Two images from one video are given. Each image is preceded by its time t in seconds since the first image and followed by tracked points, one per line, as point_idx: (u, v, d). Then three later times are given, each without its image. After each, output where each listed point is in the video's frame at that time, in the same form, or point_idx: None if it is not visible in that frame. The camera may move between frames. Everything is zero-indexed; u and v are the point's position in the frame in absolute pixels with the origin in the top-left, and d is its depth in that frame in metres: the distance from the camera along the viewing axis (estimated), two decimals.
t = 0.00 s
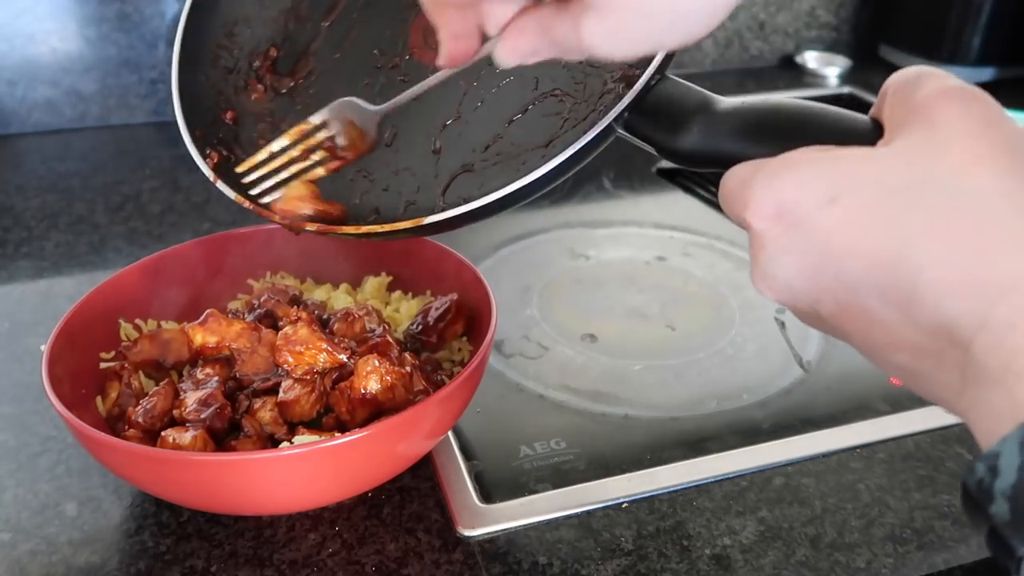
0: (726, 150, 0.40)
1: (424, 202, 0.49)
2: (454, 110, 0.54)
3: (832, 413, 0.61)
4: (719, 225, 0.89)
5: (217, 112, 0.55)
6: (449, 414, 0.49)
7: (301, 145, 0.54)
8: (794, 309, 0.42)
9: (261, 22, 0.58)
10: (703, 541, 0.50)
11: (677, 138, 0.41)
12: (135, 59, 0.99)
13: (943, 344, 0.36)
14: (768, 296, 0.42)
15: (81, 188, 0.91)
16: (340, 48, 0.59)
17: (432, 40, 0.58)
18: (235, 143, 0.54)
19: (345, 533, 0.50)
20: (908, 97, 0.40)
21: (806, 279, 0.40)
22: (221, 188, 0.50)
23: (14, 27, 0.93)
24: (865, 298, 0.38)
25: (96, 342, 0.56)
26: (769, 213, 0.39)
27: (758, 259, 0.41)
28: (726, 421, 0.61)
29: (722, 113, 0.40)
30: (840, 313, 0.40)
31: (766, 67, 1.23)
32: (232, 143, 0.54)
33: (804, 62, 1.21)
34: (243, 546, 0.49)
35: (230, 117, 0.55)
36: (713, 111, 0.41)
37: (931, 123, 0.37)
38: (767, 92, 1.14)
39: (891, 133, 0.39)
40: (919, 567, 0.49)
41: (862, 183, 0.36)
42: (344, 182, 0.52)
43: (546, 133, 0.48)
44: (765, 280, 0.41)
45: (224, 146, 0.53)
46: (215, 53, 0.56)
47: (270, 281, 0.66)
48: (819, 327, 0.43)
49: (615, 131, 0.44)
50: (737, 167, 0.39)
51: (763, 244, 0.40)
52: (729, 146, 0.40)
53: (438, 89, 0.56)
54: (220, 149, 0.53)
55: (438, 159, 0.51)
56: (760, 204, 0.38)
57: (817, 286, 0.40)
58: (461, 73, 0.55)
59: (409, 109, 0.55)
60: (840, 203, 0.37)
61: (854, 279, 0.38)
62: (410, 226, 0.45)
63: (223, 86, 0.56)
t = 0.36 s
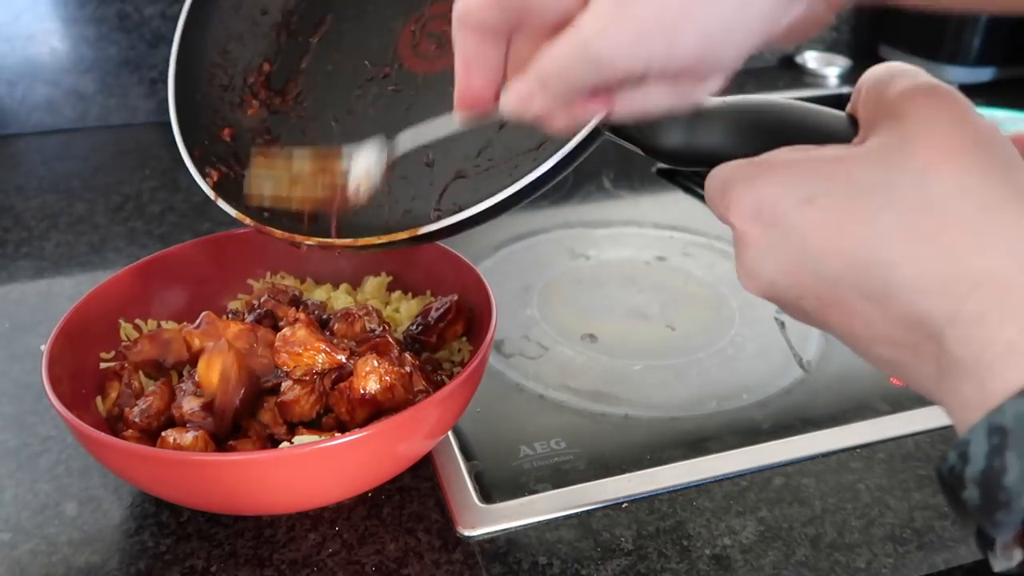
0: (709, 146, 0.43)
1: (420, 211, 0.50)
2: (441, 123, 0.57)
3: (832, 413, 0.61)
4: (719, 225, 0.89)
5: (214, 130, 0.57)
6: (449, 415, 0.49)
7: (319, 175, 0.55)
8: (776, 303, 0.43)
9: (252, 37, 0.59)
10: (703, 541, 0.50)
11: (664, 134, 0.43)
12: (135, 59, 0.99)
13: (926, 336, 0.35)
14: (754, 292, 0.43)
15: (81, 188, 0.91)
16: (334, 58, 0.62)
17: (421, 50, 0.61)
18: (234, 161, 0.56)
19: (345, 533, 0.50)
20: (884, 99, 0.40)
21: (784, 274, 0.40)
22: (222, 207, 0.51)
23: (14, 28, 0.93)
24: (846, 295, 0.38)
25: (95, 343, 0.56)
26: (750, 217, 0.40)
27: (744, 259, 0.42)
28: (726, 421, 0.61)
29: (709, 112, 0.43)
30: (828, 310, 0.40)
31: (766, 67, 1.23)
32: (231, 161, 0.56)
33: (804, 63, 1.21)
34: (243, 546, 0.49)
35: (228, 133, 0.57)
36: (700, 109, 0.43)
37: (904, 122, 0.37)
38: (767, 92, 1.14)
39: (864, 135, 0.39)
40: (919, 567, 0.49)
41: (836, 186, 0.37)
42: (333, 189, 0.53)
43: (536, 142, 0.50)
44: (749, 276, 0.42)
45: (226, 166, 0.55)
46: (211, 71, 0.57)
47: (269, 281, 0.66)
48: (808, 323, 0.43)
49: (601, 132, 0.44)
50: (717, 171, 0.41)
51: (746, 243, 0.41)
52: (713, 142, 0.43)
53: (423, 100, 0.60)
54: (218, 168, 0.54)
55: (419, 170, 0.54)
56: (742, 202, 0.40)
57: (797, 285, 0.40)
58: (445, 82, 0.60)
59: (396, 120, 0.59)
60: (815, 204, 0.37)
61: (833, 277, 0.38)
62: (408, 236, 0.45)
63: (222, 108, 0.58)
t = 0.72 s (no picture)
0: (723, 157, 0.41)
1: (415, 206, 0.46)
2: (444, 117, 0.50)
3: (832, 413, 0.61)
4: (719, 225, 0.89)
5: (206, 112, 0.53)
6: (449, 415, 0.49)
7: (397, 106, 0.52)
8: (788, 318, 0.43)
9: (249, 24, 0.56)
10: (703, 541, 0.50)
11: (674, 145, 0.41)
12: (134, 60, 0.99)
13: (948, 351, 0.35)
14: (764, 302, 0.43)
15: (81, 188, 0.91)
16: (330, 50, 0.55)
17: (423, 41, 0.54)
18: (224, 143, 0.52)
19: (345, 533, 0.50)
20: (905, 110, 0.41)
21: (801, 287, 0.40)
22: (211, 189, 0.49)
23: (15, 28, 0.93)
24: (865, 307, 0.38)
25: (95, 343, 0.56)
26: (762, 221, 0.40)
27: (756, 266, 0.41)
28: (726, 421, 0.61)
29: (719, 122, 0.41)
30: (843, 321, 0.40)
31: (766, 67, 1.24)
32: (221, 144, 0.52)
33: (804, 63, 1.21)
34: (243, 547, 0.49)
35: (218, 117, 0.53)
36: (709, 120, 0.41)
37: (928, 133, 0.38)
38: (767, 92, 1.14)
39: (887, 144, 0.40)
40: (919, 567, 0.49)
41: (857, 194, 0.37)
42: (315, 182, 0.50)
43: (536, 141, 0.45)
44: (762, 287, 0.42)
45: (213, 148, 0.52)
46: (204, 53, 0.55)
47: (268, 279, 0.66)
48: (818, 335, 0.43)
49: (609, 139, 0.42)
50: (736, 176, 0.40)
51: (760, 252, 0.41)
52: (726, 152, 0.40)
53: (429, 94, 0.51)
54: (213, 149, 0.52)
55: (404, 172, 0.49)
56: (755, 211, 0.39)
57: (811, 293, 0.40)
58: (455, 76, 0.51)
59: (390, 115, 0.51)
60: (836, 213, 0.38)
61: (853, 286, 0.38)
62: (404, 227, 0.44)
63: (212, 88, 0.54)
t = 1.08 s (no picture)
0: (750, 166, 0.42)
1: (421, 206, 0.46)
2: (458, 115, 0.48)
3: (832, 413, 0.61)
4: (718, 225, 0.89)
5: (206, 97, 0.53)
6: (449, 415, 0.49)
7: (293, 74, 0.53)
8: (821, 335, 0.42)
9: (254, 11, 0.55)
10: (703, 541, 0.50)
11: (698, 153, 0.42)
12: (135, 59, 0.99)
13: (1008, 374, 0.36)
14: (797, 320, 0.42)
15: (82, 188, 0.91)
16: (341, 42, 0.53)
17: (438, 42, 0.51)
18: (224, 130, 0.52)
19: (345, 533, 0.50)
20: (955, 125, 0.41)
21: (844, 305, 0.40)
22: (211, 176, 0.50)
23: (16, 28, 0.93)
24: (914, 326, 0.39)
25: (96, 342, 0.56)
26: (806, 234, 0.40)
27: (794, 281, 0.41)
28: (726, 421, 0.61)
29: (744, 132, 0.42)
30: (888, 342, 0.40)
31: (766, 67, 1.24)
32: (220, 130, 0.52)
33: (803, 62, 1.21)
34: (243, 547, 0.49)
35: (218, 103, 0.53)
36: (734, 129, 0.42)
37: (980, 150, 0.39)
38: (767, 92, 1.14)
39: (935, 160, 0.40)
40: (919, 567, 0.49)
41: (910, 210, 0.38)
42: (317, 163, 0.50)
43: (550, 145, 0.45)
44: (799, 306, 0.41)
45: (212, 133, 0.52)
46: (207, 38, 0.55)
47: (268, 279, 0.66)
48: (853, 356, 0.43)
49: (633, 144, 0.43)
50: (770, 186, 0.40)
51: (799, 267, 0.40)
52: (755, 162, 0.41)
53: (444, 91, 0.49)
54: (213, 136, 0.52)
55: (413, 170, 0.48)
56: (798, 222, 0.39)
57: (854, 313, 0.40)
58: (468, 72, 0.49)
59: (400, 111, 0.50)
60: (887, 227, 0.38)
61: (902, 304, 0.38)
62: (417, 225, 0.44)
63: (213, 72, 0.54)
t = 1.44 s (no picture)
0: (772, 156, 0.45)
1: (440, 191, 0.50)
2: (478, 104, 0.54)
3: (832, 413, 0.61)
4: (718, 225, 0.89)
5: (229, 83, 0.58)
6: (449, 415, 0.49)
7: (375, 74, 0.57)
8: (846, 318, 0.45)
9: None
10: (703, 541, 0.50)
11: (718, 143, 0.46)
12: (134, 59, 0.99)
13: None
14: (822, 304, 0.45)
15: (81, 188, 0.91)
16: (364, 28, 0.59)
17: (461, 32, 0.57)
18: (244, 115, 0.58)
19: (345, 533, 0.50)
20: (980, 113, 0.44)
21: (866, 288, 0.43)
22: (234, 158, 0.53)
23: (16, 27, 0.93)
24: (936, 309, 0.41)
25: (96, 342, 0.56)
26: (827, 220, 0.42)
27: (817, 266, 0.43)
28: (726, 421, 0.61)
29: (764, 122, 0.45)
30: (910, 324, 0.43)
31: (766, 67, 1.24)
32: (240, 115, 0.57)
33: (804, 63, 1.22)
34: (243, 547, 0.49)
35: (240, 89, 0.58)
36: (755, 120, 0.45)
37: (1003, 138, 0.42)
38: (767, 92, 1.14)
39: (961, 147, 0.43)
40: (919, 567, 0.49)
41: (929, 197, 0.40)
42: (360, 165, 0.54)
43: (572, 132, 0.49)
44: (822, 288, 0.44)
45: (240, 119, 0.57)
46: (229, 22, 0.60)
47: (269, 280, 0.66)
48: (877, 339, 0.45)
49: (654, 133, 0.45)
50: (793, 171, 0.44)
51: (823, 251, 0.43)
52: (776, 153, 0.45)
53: (462, 79, 0.55)
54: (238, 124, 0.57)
55: (434, 151, 0.53)
56: (820, 209, 0.42)
57: (876, 295, 0.43)
58: (488, 61, 0.55)
59: (433, 99, 0.55)
60: (908, 213, 0.41)
61: (924, 288, 0.41)
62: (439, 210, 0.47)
63: (235, 58, 0.59)
